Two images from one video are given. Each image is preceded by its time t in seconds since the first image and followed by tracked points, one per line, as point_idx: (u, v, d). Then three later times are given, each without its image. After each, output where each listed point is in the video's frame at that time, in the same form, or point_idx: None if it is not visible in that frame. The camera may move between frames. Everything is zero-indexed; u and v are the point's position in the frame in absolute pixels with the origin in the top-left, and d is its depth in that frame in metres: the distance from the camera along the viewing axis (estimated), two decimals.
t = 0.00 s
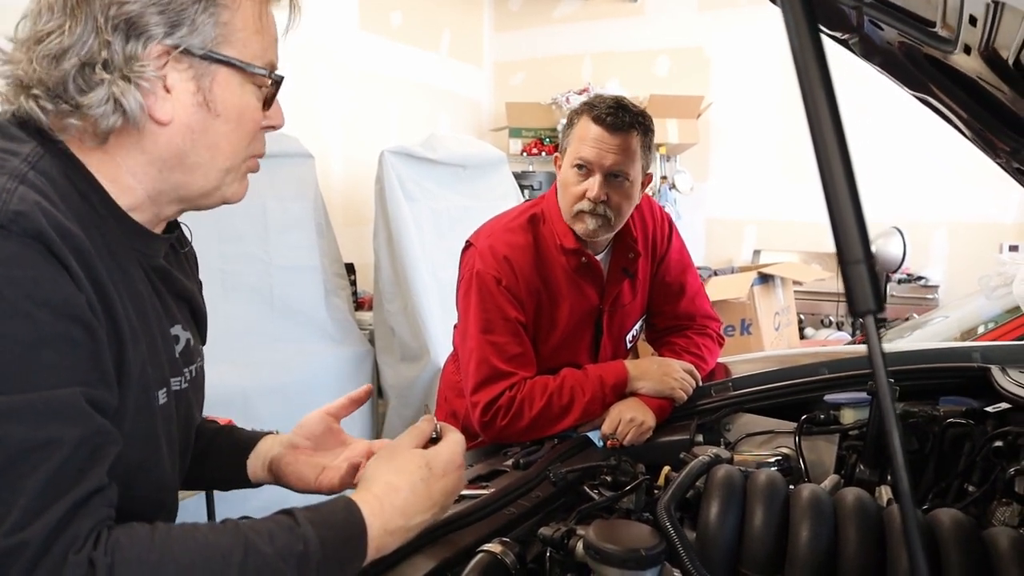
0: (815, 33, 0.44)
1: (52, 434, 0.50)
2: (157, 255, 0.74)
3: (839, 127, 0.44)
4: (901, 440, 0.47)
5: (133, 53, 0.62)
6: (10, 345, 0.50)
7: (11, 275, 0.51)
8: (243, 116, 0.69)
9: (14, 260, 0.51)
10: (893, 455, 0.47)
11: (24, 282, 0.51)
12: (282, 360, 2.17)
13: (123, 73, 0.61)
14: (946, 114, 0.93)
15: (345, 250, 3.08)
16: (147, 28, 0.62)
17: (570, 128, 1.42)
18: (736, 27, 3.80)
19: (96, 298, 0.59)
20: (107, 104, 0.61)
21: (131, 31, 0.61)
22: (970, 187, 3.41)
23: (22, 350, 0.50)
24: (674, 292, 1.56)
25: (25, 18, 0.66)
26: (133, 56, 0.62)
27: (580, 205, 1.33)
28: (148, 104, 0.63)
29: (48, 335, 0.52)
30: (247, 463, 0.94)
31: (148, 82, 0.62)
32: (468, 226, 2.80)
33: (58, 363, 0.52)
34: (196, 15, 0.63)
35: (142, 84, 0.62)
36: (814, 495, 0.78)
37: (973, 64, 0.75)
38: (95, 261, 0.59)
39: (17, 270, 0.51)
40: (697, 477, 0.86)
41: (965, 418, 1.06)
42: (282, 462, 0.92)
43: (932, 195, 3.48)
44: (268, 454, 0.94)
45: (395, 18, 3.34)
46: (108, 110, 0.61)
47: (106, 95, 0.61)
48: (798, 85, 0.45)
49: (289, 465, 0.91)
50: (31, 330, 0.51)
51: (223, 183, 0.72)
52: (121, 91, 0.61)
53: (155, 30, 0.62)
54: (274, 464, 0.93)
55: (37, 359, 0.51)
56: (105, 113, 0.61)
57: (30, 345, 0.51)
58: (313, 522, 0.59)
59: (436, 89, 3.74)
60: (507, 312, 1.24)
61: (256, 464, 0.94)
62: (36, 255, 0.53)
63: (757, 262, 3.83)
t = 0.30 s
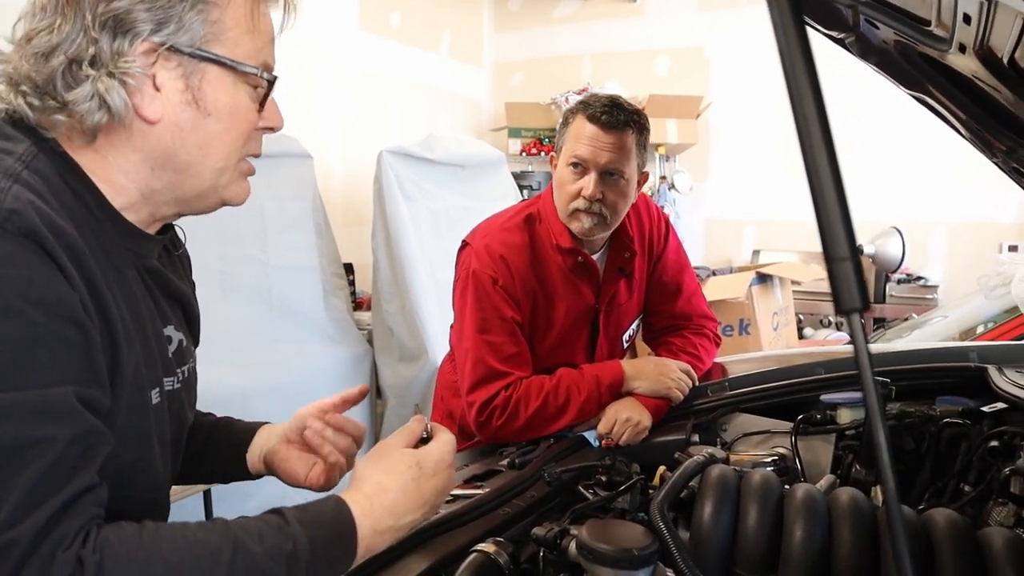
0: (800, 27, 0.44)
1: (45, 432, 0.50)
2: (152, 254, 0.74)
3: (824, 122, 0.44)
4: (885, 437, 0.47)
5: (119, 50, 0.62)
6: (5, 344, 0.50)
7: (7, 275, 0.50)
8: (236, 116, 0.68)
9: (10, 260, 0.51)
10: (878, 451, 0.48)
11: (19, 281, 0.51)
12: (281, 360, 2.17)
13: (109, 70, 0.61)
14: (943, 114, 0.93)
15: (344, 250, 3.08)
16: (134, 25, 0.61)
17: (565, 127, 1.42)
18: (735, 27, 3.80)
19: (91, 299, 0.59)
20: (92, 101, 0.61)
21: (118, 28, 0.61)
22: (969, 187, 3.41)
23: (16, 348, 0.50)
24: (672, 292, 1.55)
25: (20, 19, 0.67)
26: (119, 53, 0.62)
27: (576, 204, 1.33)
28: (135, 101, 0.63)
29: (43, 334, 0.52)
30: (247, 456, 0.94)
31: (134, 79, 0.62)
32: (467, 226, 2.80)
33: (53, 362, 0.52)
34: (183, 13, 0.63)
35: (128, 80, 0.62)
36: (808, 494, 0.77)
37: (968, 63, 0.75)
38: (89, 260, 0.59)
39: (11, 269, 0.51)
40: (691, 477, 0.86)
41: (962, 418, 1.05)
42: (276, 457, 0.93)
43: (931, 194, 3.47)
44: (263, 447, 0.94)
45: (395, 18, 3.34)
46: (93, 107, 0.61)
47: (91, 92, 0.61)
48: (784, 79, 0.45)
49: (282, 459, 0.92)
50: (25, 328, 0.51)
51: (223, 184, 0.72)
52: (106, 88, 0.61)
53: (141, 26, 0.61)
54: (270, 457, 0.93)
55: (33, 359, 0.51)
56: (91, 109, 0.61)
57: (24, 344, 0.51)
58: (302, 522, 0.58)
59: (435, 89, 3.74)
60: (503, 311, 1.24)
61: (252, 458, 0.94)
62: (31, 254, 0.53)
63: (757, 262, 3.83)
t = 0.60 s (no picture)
0: (799, 27, 0.44)
1: (45, 433, 0.50)
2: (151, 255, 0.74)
3: (823, 123, 0.44)
4: (884, 440, 0.47)
5: (140, 48, 0.62)
6: (5, 346, 0.50)
7: (8, 276, 0.51)
8: (242, 110, 0.70)
9: (12, 263, 0.51)
10: (876, 453, 0.47)
11: (21, 283, 0.51)
12: (281, 360, 2.17)
13: (132, 68, 0.62)
14: (944, 115, 0.93)
15: (345, 250, 3.08)
16: (154, 24, 0.62)
17: (565, 129, 1.42)
18: (735, 27, 3.79)
19: (92, 301, 0.59)
20: (118, 100, 0.61)
21: (138, 26, 0.62)
22: (969, 187, 3.40)
23: (16, 350, 0.50)
24: (672, 292, 1.55)
25: (19, 18, 0.65)
26: (141, 52, 0.62)
27: (575, 204, 1.33)
28: (154, 99, 0.64)
29: (44, 336, 0.52)
30: (252, 457, 0.94)
31: (156, 77, 0.63)
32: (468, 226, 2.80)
33: (52, 363, 0.52)
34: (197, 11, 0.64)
35: (150, 76, 0.63)
36: (808, 495, 0.77)
37: (968, 64, 0.75)
38: (89, 261, 0.59)
39: (11, 271, 0.51)
40: (691, 477, 0.86)
41: (962, 419, 1.05)
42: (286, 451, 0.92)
43: (932, 195, 3.47)
44: (273, 442, 0.94)
45: (395, 18, 3.34)
46: (120, 106, 0.62)
47: (117, 90, 0.61)
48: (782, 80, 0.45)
49: (290, 451, 0.91)
50: (25, 331, 0.51)
51: (220, 180, 0.72)
52: (131, 87, 0.61)
53: (162, 25, 0.62)
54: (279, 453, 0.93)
55: (32, 360, 0.51)
56: (116, 107, 0.61)
57: (25, 346, 0.51)
58: (303, 524, 0.58)
59: (435, 89, 3.74)
60: (504, 312, 1.24)
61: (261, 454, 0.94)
62: (31, 256, 0.53)
63: (757, 262, 3.83)
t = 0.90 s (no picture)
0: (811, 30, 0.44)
1: (47, 431, 0.50)
2: (152, 254, 0.74)
3: (835, 124, 0.43)
4: (896, 439, 0.46)
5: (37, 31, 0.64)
6: (6, 345, 0.49)
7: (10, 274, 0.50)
8: (167, 90, 0.65)
9: (13, 260, 0.51)
10: (889, 454, 0.47)
11: (21, 281, 0.51)
12: (282, 360, 2.17)
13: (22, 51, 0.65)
14: (947, 114, 0.92)
15: (345, 250, 3.08)
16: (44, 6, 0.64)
17: (568, 128, 1.42)
18: (736, 27, 3.79)
19: (94, 300, 0.59)
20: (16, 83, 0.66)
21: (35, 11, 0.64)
22: (971, 187, 3.40)
23: (18, 348, 0.50)
24: (675, 292, 1.55)
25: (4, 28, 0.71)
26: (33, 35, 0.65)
27: (578, 203, 1.32)
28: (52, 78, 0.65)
29: (44, 334, 0.52)
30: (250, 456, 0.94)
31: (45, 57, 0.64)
32: (469, 226, 2.79)
33: (53, 360, 0.52)
34: None
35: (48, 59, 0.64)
36: (813, 495, 0.77)
37: (973, 63, 0.75)
38: (90, 259, 0.59)
39: (12, 269, 0.51)
40: (697, 477, 0.86)
41: (966, 419, 1.05)
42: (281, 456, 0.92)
43: (933, 195, 3.47)
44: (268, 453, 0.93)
45: (395, 18, 3.34)
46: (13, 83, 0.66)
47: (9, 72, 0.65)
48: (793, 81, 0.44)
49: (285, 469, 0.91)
50: (26, 329, 0.51)
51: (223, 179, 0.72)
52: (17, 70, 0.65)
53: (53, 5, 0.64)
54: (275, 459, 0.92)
55: (33, 358, 0.51)
56: (17, 83, 0.66)
57: (25, 344, 0.50)
58: (309, 525, 0.58)
59: (436, 89, 3.74)
60: (507, 311, 1.24)
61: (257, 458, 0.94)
62: (32, 254, 0.53)
63: (758, 262, 3.83)
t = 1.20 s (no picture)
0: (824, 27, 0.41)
1: (31, 431, 0.49)
2: (139, 254, 0.74)
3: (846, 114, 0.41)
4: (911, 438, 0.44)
5: None
6: None
7: None
8: (139, 96, 0.63)
9: None
10: (907, 462, 0.44)
11: None
12: (282, 360, 2.16)
13: None
14: (949, 112, 0.92)
15: (346, 250, 3.08)
16: None
17: (571, 126, 1.42)
18: (736, 26, 3.79)
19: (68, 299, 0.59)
20: None
21: None
22: (972, 186, 3.39)
23: None
24: (677, 291, 1.55)
25: None
26: None
27: (581, 202, 1.32)
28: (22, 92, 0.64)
29: (19, 332, 0.52)
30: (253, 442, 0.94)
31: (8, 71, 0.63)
32: (470, 226, 2.79)
33: (28, 358, 0.52)
34: None
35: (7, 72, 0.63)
36: (818, 495, 0.77)
37: (978, 60, 0.74)
38: (64, 258, 0.59)
39: None
40: (700, 477, 0.85)
41: (969, 418, 1.05)
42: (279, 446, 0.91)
43: (935, 194, 3.46)
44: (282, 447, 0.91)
45: (396, 17, 3.34)
46: None
47: None
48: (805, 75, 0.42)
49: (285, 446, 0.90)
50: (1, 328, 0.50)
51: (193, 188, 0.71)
52: None
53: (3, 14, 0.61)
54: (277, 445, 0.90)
55: (12, 356, 0.51)
56: None
57: None
58: (315, 525, 0.58)
59: (437, 88, 3.74)
60: (509, 310, 1.23)
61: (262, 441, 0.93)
62: None
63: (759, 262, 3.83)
